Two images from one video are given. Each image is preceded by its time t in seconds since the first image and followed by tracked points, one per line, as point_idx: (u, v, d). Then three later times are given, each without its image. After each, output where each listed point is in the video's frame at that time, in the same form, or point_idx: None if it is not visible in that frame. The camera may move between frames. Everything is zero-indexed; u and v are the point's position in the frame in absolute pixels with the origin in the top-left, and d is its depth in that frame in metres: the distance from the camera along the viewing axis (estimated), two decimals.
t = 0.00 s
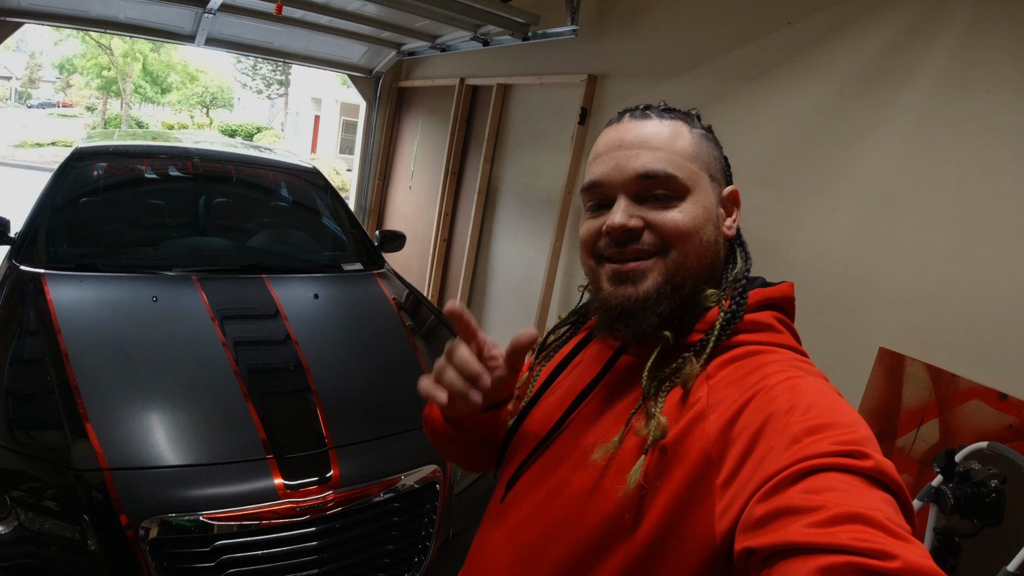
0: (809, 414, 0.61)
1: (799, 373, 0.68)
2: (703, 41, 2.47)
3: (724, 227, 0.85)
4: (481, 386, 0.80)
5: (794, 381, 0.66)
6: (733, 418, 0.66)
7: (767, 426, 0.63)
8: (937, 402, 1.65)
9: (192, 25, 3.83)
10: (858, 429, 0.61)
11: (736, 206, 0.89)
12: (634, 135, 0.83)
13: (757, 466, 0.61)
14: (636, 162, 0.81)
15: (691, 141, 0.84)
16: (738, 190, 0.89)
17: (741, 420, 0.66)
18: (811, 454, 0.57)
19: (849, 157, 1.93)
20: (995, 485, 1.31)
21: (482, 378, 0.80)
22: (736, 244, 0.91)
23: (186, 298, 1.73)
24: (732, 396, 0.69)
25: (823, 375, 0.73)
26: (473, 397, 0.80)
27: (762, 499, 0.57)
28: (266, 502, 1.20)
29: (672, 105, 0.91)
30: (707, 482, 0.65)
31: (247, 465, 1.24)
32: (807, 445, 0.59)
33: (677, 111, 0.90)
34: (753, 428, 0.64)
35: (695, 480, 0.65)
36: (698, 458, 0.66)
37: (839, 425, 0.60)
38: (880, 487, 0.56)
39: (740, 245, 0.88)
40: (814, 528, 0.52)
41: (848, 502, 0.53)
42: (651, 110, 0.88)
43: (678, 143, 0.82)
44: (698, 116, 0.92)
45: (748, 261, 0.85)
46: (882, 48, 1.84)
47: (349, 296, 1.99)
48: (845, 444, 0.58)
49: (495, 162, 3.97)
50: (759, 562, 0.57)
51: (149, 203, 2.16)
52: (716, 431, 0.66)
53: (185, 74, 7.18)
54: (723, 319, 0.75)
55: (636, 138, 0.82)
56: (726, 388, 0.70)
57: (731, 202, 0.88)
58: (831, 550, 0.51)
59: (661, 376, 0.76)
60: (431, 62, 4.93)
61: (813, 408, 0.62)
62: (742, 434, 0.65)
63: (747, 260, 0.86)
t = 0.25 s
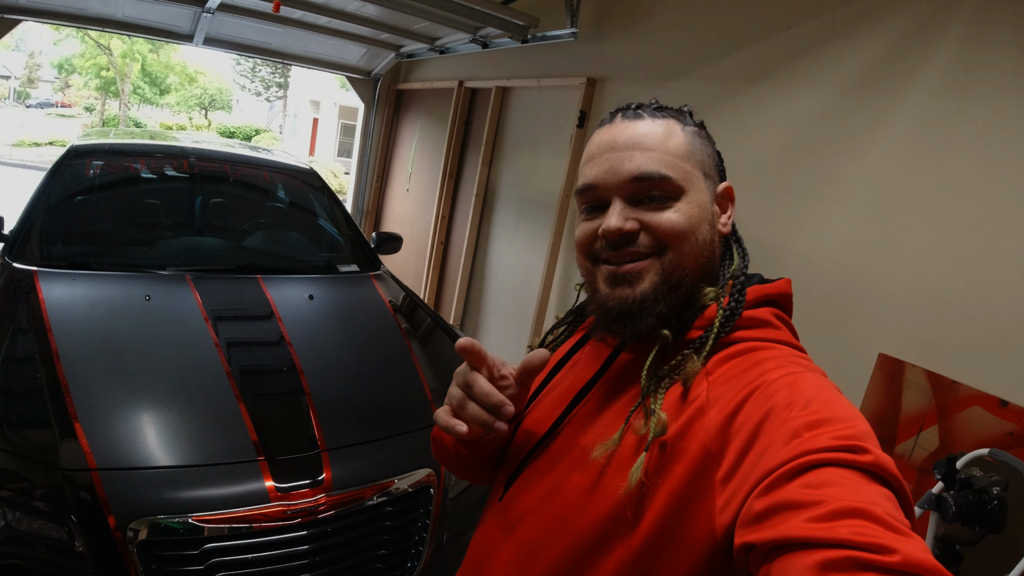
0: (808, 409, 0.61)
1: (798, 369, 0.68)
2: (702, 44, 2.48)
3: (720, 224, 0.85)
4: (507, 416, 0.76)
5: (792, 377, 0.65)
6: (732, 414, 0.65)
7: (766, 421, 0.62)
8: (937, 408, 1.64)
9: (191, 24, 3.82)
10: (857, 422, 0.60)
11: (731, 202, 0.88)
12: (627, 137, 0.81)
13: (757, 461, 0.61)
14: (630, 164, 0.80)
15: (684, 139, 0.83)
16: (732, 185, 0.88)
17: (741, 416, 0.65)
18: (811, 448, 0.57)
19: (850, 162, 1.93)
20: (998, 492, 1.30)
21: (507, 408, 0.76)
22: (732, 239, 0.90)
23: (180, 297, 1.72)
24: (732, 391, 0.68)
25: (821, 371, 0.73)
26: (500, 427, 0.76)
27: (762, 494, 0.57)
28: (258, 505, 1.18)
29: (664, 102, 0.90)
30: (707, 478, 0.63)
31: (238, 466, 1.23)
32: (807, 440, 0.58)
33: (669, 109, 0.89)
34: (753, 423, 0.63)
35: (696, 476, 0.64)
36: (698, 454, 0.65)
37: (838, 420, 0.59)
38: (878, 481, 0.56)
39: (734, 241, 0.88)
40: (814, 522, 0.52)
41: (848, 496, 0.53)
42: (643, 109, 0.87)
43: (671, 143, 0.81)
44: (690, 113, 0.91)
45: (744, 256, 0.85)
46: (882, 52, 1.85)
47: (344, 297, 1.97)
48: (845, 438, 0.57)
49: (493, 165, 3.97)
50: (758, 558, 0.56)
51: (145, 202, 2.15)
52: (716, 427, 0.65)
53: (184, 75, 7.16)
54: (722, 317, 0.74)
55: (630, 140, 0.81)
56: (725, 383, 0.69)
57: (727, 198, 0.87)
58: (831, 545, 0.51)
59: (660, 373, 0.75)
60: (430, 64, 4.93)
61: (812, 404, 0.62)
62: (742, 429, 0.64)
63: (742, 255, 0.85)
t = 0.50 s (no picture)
0: (804, 414, 0.61)
1: (795, 374, 0.68)
2: (697, 47, 2.49)
3: (720, 228, 0.85)
4: (507, 426, 0.77)
5: (789, 382, 0.66)
6: (728, 418, 0.66)
7: (762, 426, 0.63)
8: (933, 410, 1.65)
9: (187, 26, 3.82)
10: (852, 428, 0.61)
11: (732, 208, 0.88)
12: (631, 137, 0.82)
13: (752, 466, 0.61)
14: (633, 165, 0.80)
15: (688, 143, 0.84)
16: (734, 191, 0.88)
17: (737, 421, 0.66)
18: (807, 453, 0.57)
19: (845, 165, 1.94)
20: (993, 493, 1.30)
21: (507, 419, 0.77)
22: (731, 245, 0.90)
23: (175, 300, 1.71)
24: (728, 395, 0.68)
25: (817, 376, 0.73)
26: (501, 438, 0.77)
27: (758, 499, 0.57)
28: (253, 509, 1.18)
29: (669, 106, 0.90)
30: (702, 482, 0.64)
31: (234, 470, 1.22)
32: (802, 445, 0.58)
33: (674, 112, 0.90)
34: (749, 428, 0.63)
35: (691, 480, 0.64)
36: (693, 458, 0.65)
37: (834, 425, 0.60)
38: (874, 487, 0.56)
39: (734, 246, 0.88)
40: (809, 528, 0.52)
41: (844, 502, 0.53)
42: (646, 111, 0.87)
43: (675, 145, 0.82)
44: (695, 118, 0.91)
45: (743, 261, 0.85)
46: (876, 56, 1.86)
47: (339, 299, 1.97)
48: (840, 443, 0.57)
49: (489, 167, 3.97)
50: (753, 562, 0.56)
51: (141, 205, 2.14)
52: (712, 431, 0.65)
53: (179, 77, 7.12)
54: (718, 321, 0.75)
55: (633, 140, 0.82)
56: (722, 386, 0.70)
57: (727, 204, 0.88)
58: (826, 551, 0.51)
59: (656, 377, 0.76)
60: (426, 66, 4.94)
61: (808, 408, 0.62)
62: (738, 434, 0.64)
63: (742, 261, 0.86)
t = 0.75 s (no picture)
0: (803, 416, 0.62)
1: (794, 375, 0.69)
2: (691, 48, 2.51)
3: (720, 229, 0.87)
4: (507, 430, 0.78)
5: (788, 383, 0.67)
6: (727, 420, 0.67)
7: (762, 428, 0.64)
8: (925, 405, 1.67)
9: (181, 28, 3.80)
10: (852, 430, 0.62)
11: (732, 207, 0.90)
12: (630, 138, 0.84)
13: (751, 468, 0.62)
14: (632, 166, 0.82)
15: (687, 143, 0.85)
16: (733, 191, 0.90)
17: (736, 422, 0.67)
18: (806, 455, 0.58)
19: (837, 164, 1.96)
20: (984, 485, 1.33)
21: (508, 422, 0.78)
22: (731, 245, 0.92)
23: (173, 302, 1.71)
24: (728, 397, 0.70)
25: (817, 377, 0.74)
26: (502, 441, 0.78)
27: (757, 502, 0.58)
28: (255, 507, 1.19)
29: (668, 107, 0.92)
30: (701, 484, 0.65)
31: (235, 469, 1.23)
32: (802, 447, 0.59)
33: (673, 113, 0.91)
34: (748, 430, 0.64)
35: (690, 481, 0.65)
36: (692, 459, 0.67)
37: (833, 427, 0.61)
38: (874, 489, 0.57)
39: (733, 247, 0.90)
40: (809, 531, 0.53)
41: (843, 505, 0.54)
42: (646, 111, 0.89)
43: (673, 146, 0.83)
44: (694, 118, 0.93)
45: (743, 261, 0.87)
46: (867, 56, 1.89)
47: (337, 300, 1.98)
48: (840, 446, 0.58)
49: (484, 167, 3.98)
50: (753, 564, 0.57)
51: (137, 207, 2.14)
52: (711, 433, 0.67)
53: (172, 79, 6.98)
54: (718, 322, 0.77)
55: (632, 140, 0.83)
56: (721, 389, 0.71)
57: (726, 203, 0.89)
58: (826, 554, 0.51)
59: (656, 378, 0.77)
60: (421, 67, 4.94)
61: (807, 411, 0.63)
62: (737, 435, 0.65)
63: (743, 260, 0.86)
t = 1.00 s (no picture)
0: (803, 415, 0.64)
1: (793, 375, 0.71)
2: (682, 48, 2.54)
3: (721, 228, 0.90)
4: (508, 430, 0.80)
5: (788, 383, 0.69)
6: (727, 419, 0.69)
7: (762, 427, 0.66)
8: (913, 396, 1.71)
9: (176, 32, 3.82)
10: (852, 429, 0.63)
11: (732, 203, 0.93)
12: (631, 137, 0.86)
13: (751, 467, 0.64)
14: (632, 163, 0.84)
15: (687, 141, 0.88)
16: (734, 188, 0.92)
17: (736, 421, 0.69)
18: (807, 454, 0.60)
19: (827, 162, 2.00)
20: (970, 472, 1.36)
21: (508, 422, 0.80)
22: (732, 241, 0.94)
23: (173, 303, 1.73)
24: (728, 396, 0.72)
25: (817, 375, 0.77)
26: (502, 441, 0.81)
27: (757, 500, 0.59)
28: (260, 503, 1.20)
29: (669, 105, 0.94)
30: (701, 483, 0.67)
31: (240, 466, 1.25)
32: (802, 446, 0.61)
33: (673, 111, 0.94)
34: (749, 429, 0.66)
35: (691, 480, 0.67)
36: (693, 458, 0.69)
37: (833, 426, 0.62)
38: (874, 488, 0.58)
39: (733, 247, 0.93)
40: (809, 529, 0.54)
41: (844, 504, 0.56)
42: (647, 110, 0.91)
43: (673, 144, 0.86)
44: (694, 117, 0.95)
45: (742, 261, 0.89)
46: (856, 56, 1.92)
47: (335, 300, 2.00)
48: (840, 445, 0.60)
49: (479, 167, 4.01)
50: (753, 563, 0.58)
51: (133, 209, 2.14)
52: (712, 432, 0.69)
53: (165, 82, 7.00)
54: (719, 319, 0.80)
55: (633, 138, 0.86)
56: (721, 388, 0.73)
57: (726, 200, 0.92)
58: (826, 552, 0.53)
59: (656, 377, 0.80)
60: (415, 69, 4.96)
61: (807, 410, 0.65)
62: (737, 435, 0.67)
63: (743, 260, 0.90)
